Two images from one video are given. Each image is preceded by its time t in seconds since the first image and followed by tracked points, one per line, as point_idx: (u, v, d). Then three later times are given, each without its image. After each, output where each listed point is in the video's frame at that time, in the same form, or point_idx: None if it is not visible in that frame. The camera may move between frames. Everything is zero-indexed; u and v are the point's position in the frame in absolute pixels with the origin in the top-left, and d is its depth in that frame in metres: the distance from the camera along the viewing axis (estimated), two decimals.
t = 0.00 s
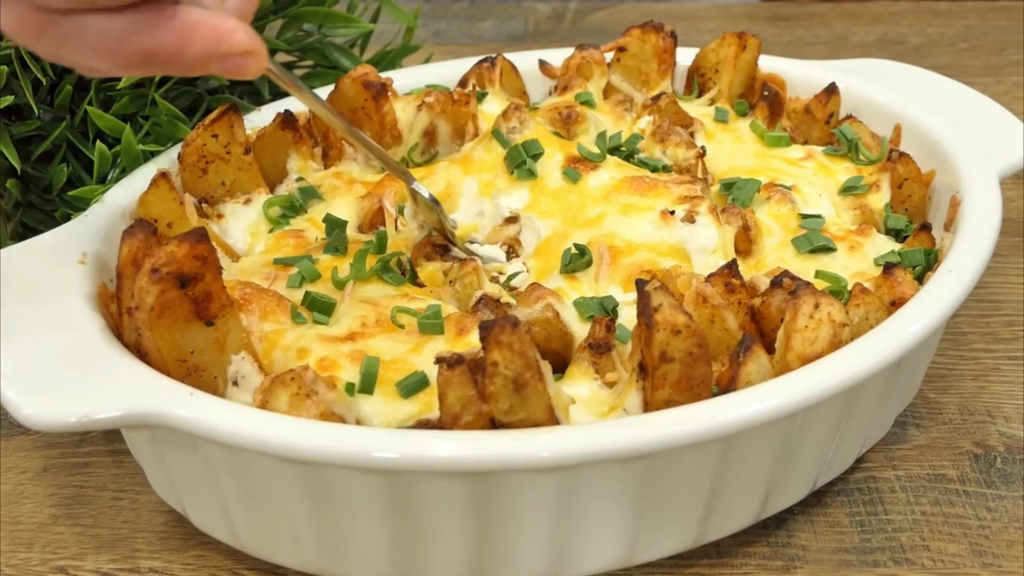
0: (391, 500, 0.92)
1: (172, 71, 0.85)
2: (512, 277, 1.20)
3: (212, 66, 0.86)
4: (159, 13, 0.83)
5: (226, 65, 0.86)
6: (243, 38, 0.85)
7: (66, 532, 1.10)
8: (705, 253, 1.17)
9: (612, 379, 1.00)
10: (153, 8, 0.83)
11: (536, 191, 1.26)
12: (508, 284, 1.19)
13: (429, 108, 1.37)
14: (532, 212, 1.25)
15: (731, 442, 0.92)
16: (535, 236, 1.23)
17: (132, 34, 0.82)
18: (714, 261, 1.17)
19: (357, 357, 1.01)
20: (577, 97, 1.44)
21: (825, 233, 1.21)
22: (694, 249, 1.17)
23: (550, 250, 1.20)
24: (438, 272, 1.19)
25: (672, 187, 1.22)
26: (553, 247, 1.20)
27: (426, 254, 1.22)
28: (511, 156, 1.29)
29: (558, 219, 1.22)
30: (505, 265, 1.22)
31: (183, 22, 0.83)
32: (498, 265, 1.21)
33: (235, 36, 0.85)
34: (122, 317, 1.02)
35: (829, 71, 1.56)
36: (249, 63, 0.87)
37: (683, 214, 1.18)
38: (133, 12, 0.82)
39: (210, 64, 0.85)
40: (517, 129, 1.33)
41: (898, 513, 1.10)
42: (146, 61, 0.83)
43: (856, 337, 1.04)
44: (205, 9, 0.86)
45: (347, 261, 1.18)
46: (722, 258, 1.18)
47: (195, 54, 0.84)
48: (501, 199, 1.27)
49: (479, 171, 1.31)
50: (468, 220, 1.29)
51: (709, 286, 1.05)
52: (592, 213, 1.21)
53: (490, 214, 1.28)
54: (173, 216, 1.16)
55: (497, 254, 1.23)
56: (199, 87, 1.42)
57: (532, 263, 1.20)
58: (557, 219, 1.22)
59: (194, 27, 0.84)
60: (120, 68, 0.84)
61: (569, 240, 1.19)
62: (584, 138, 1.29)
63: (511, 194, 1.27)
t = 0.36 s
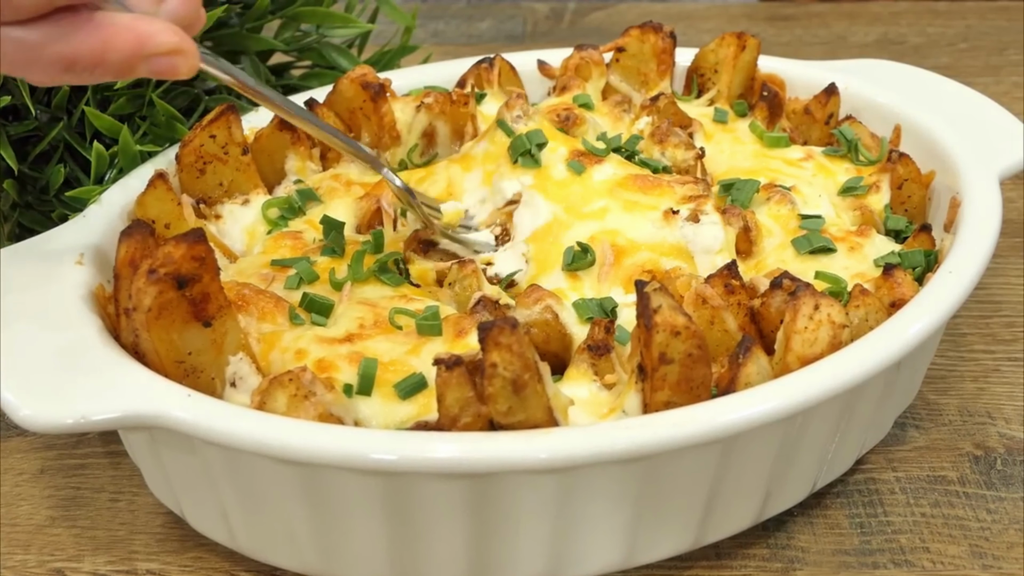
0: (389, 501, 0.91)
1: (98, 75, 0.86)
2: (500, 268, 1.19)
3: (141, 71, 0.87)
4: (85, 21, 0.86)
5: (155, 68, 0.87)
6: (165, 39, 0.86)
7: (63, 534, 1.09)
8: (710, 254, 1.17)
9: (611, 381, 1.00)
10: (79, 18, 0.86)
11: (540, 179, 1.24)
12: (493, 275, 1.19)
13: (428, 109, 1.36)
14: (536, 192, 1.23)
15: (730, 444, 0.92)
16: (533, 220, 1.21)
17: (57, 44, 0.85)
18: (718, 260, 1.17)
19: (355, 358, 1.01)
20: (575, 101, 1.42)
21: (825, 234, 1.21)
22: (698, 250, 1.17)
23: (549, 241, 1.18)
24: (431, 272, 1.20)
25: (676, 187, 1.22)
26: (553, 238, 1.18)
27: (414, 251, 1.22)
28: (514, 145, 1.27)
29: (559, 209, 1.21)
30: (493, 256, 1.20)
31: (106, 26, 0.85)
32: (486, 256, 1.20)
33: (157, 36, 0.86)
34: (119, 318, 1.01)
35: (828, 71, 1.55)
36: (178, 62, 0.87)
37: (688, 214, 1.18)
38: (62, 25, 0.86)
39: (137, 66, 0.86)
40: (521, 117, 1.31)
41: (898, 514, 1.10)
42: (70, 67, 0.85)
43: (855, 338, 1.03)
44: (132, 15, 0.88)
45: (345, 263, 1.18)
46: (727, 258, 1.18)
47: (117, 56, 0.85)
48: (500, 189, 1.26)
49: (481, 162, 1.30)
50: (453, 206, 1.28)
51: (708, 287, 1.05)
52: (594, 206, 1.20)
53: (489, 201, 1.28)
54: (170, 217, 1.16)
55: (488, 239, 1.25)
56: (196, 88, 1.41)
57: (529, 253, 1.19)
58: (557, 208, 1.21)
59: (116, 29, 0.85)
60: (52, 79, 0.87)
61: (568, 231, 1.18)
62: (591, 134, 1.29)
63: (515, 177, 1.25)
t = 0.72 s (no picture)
0: (386, 503, 0.91)
1: (115, 87, 0.87)
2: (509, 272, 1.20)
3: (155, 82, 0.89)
4: (104, 34, 0.86)
5: (172, 81, 0.89)
6: (183, 54, 0.88)
7: (60, 536, 1.09)
8: (710, 251, 1.16)
9: (610, 383, 0.99)
10: (97, 32, 0.86)
11: (541, 188, 1.26)
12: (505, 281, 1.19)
13: (426, 110, 1.36)
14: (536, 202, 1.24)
15: (729, 445, 0.92)
16: (534, 227, 1.22)
17: (78, 57, 0.85)
18: (718, 259, 1.16)
19: (353, 359, 1.01)
20: (575, 101, 1.42)
21: (825, 234, 1.21)
22: (698, 247, 1.16)
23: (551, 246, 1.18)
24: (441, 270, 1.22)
25: (677, 187, 1.22)
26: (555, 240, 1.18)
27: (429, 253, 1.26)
28: (517, 156, 1.29)
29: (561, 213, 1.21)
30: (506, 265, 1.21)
31: (126, 41, 0.86)
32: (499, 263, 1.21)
33: (177, 52, 0.88)
34: (116, 319, 1.01)
35: (828, 71, 1.55)
36: (195, 77, 0.90)
37: (685, 213, 1.18)
38: (80, 38, 0.85)
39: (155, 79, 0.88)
40: (528, 128, 1.34)
41: (897, 516, 1.09)
42: (89, 79, 0.85)
43: (854, 340, 1.03)
44: (145, 28, 0.89)
45: (345, 264, 1.18)
46: (727, 256, 1.17)
47: (137, 71, 0.86)
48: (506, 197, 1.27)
49: (485, 173, 1.32)
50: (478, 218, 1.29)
51: (707, 287, 1.05)
52: (596, 210, 1.20)
53: (496, 214, 1.29)
54: (168, 217, 1.15)
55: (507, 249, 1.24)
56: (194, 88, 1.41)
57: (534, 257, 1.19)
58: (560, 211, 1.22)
59: (135, 44, 0.86)
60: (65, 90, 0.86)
61: (570, 235, 1.18)
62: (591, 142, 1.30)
63: (515, 190, 1.27)
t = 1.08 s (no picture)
0: (385, 504, 0.91)
1: (83, 97, 0.91)
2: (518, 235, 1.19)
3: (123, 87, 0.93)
4: (63, 49, 0.90)
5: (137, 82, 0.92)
6: (141, 57, 0.91)
7: (57, 537, 1.09)
8: (708, 253, 1.16)
9: (609, 383, 0.99)
10: (58, 47, 0.91)
11: (558, 134, 1.25)
12: (512, 243, 1.19)
13: (424, 110, 1.36)
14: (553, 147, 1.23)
15: (728, 447, 0.92)
16: (545, 177, 1.20)
17: (41, 74, 0.90)
18: (716, 260, 1.16)
19: (351, 360, 1.00)
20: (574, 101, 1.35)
21: (823, 235, 1.21)
22: (697, 247, 1.16)
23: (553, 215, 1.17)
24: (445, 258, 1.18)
25: (682, 185, 1.21)
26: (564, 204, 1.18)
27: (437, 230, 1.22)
28: (533, 100, 1.30)
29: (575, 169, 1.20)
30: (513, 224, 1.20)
31: (84, 52, 0.90)
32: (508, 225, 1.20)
33: (134, 56, 0.91)
34: (113, 320, 1.01)
35: (827, 71, 1.55)
36: (160, 77, 0.93)
37: (685, 212, 1.17)
38: (42, 55, 0.90)
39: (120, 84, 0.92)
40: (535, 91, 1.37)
41: (896, 518, 1.09)
42: (57, 93, 0.90)
43: (853, 341, 1.03)
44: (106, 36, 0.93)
45: (343, 266, 1.17)
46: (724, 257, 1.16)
47: (99, 79, 0.90)
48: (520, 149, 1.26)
49: (501, 125, 1.31)
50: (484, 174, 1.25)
51: (706, 288, 1.04)
52: (605, 171, 1.19)
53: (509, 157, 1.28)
54: (165, 218, 1.15)
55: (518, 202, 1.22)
56: (191, 89, 1.41)
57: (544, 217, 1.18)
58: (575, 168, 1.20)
59: (93, 54, 0.90)
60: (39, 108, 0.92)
61: (574, 207, 1.17)
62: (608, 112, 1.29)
63: (532, 132, 1.26)
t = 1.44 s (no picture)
0: (383, 506, 0.91)
1: (70, 99, 0.86)
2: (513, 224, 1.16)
3: (109, 87, 0.88)
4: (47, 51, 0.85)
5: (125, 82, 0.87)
6: (129, 56, 0.86)
7: (54, 539, 1.08)
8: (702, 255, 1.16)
9: (607, 385, 0.99)
10: (43, 50, 0.85)
11: (560, 115, 1.22)
12: (508, 230, 1.16)
13: (422, 111, 1.36)
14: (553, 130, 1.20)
15: (728, 448, 0.91)
16: (546, 165, 1.17)
17: (25, 76, 0.84)
18: (709, 262, 1.16)
19: (350, 362, 1.00)
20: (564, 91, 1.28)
21: (822, 236, 1.20)
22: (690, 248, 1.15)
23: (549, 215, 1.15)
24: (445, 260, 1.18)
25: (676, 187, 1.20)
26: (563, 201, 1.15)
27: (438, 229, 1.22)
28: (535, 85, 1.27)
29: (575, 165, 1.17)
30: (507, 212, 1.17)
31: (70, 53, 0.85)
32: (504, 212, 1.17)
33: (121, 55, 0.86)
34: (111, 321, 1.00)
35: (827, 71, 1.55)
36: (148, 76, 0.89)
37: (679, 215, 1.17)
38: (25, 58, 0.85)
39: (109, 85, 0.87)
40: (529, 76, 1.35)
41: (896, 519, 1.09)
42: (44, 96, 0.85)
43: (853, 342, 1.02)
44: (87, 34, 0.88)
45: (341, 266, 1.17)
46: (718, 259, 1.16)
47: (87, 81, 0.85)
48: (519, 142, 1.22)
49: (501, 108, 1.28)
50: (479, 158, 1.21)
51: (705, 288, 1.04)
52: (608, 170, 1.16)
53: (512, 137, 1.25)
54: (162, 219, 1.15)
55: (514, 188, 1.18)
56: (189, 89, 1.41)
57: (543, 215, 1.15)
58: (575, 163, 1.17)
59: (80, 55, 0.85)
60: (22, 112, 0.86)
61: (571, 207, 1.15)
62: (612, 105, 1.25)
63: (532, 113, 1.23)
